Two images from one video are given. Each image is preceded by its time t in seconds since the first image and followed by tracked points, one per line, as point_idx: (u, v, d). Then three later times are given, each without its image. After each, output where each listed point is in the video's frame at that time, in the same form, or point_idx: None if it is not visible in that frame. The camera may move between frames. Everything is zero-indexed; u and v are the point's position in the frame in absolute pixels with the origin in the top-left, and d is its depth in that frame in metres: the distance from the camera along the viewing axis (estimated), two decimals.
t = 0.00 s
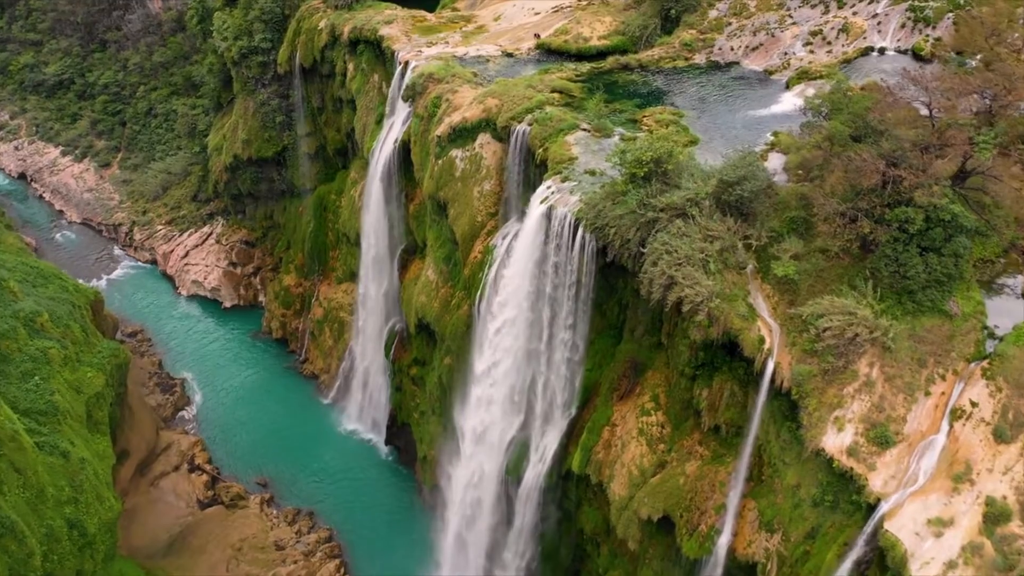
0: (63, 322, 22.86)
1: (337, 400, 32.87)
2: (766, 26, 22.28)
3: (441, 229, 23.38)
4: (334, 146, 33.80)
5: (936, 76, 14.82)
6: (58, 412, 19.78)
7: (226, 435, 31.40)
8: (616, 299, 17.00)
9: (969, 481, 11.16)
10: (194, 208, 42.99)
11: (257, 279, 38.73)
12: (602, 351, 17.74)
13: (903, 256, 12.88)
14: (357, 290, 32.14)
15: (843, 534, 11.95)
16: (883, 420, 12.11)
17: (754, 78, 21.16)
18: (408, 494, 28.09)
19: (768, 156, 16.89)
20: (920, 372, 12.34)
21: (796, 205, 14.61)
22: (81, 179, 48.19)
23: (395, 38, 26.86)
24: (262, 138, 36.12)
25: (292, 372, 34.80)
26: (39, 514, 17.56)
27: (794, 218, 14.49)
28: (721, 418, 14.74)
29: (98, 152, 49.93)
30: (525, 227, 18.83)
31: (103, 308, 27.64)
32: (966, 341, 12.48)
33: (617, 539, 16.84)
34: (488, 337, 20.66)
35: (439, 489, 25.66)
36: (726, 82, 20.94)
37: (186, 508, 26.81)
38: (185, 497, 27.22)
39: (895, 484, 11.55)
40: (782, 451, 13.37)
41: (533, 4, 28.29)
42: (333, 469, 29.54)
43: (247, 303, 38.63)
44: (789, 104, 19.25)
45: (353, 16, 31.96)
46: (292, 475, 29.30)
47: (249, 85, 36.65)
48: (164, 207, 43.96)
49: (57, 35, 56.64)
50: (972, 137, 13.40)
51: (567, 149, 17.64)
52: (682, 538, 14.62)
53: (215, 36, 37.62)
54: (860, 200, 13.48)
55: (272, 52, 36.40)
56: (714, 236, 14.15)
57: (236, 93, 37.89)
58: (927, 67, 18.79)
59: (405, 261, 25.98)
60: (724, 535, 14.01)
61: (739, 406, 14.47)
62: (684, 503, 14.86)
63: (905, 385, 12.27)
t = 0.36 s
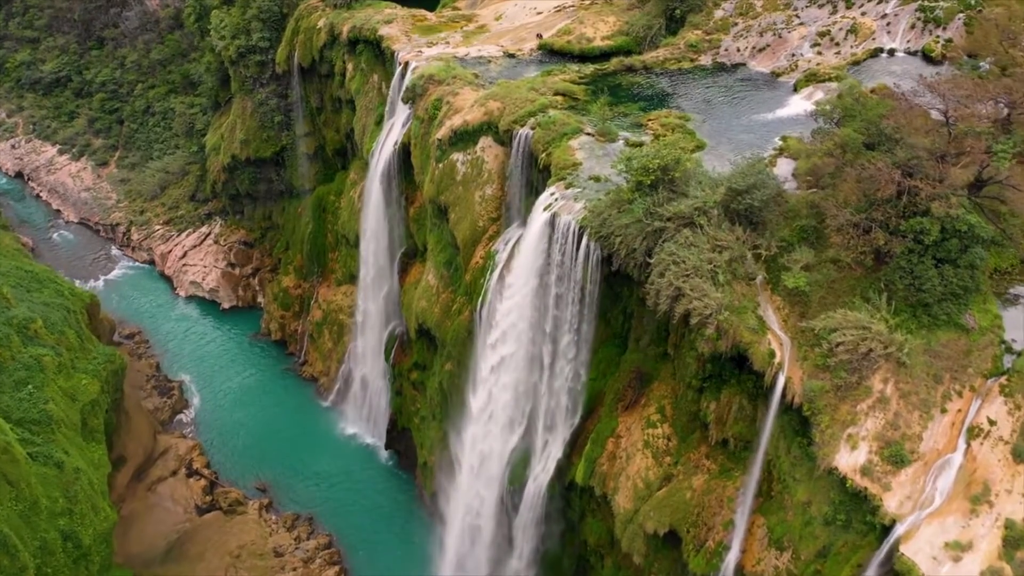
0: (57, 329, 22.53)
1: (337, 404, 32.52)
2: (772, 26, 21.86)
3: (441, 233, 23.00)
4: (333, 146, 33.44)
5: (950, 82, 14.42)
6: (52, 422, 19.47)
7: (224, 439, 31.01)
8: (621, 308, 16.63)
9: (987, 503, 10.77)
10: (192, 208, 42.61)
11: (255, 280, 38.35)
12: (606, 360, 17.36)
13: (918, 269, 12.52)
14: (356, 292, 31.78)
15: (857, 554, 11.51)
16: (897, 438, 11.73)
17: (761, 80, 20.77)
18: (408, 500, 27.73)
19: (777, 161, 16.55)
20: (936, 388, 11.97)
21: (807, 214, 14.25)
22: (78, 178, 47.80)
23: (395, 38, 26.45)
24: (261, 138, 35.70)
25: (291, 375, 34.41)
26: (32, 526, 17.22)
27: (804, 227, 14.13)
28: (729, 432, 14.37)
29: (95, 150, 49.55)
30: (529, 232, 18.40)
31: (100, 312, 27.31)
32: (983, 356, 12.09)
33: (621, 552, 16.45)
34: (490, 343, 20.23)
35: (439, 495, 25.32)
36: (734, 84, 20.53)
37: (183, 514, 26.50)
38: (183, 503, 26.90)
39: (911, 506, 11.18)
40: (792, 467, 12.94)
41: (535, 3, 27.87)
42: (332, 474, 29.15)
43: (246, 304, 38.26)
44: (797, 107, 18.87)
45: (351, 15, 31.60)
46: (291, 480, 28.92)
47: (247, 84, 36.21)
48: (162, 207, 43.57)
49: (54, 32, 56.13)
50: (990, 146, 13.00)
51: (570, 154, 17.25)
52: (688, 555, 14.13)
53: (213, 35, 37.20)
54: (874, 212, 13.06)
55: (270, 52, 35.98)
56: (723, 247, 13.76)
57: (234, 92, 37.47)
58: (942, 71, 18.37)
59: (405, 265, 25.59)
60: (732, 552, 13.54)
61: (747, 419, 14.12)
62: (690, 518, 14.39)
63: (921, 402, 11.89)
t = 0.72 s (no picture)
0: (53, 335, 22.22)
1: (336, 407, 32.19)
2: (779, 27, 21.47)
3: (442, 237, 22.63)
4: (332, 147, 33.13)
5: (966, 87, 14.04)
6: (47, 430, 19.18)
7: (222, 443, 30.65)
8: (625, 316, 16.28)
9: (1005, 523, 10.44)
10: (190, 208, 42.27)
11: (254, 281, 38.00)
12: (611, 369, 17.00)
13: (932, 280, 12.18)
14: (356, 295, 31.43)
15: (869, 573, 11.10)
16: (912, 455, 11.38)
17: (767, 82, 20.40)
18: (409, 504, 27.38)
19: (785, 166, 16.22)
20: (951, 404, 11.64)
21: (817, 221, 13.92)
22: (76, 177, 47.48)
23: (395, 38, 26.09)
24: (259, 138, 35.33)
25: (290, 378, 34.06)
26: (26, 538, 16.89)
27: (813, 235, 13.79)
28: (737, 445, 14.03)
29: (93, 149, 49.25)
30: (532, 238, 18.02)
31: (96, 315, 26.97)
32: (1000, 371, 11.73)
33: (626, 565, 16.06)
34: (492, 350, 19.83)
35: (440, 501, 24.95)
36: (739, 87, 20.17)
37: (182, 520, 26.19)
38: (181, 508, 26.60)
39: (926, 526, 10.81)
40: (803, 483, 12.46)
41: (536, 2, 27.50)
42: (332, 479, 28.79)
43: (245, 306, 37.93)
44: (805, 111, 18.52)
45: (350, 14, 31.34)
46: (290, 485, 28.56)
47: (245, 84, 35.82)
48: (160, 207, 43.22)
49: (51, 30, 55.58)
50: (1007, 154, 12.64)
51: (574, 159, 16.88)
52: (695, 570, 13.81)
53: (211, 34, 36.81)
54: (889, 223, 12.68)
55: (268, 51, 35.59)
56: (732, 257, 13.41)
57: (232, 92, 37.10)
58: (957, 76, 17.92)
59: (405, 268, 25.23)
60: (740, 569, 13.32)
61: (756, 433, 13.80)
62: (697, 532, 14.04)
63: (936, 418, 11.55)
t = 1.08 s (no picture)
0: (46, 342, 21.85)
1: (336, 411, 31.81)
2: (786, 28, 21.05)
3: (443, 241, 22.23)
4: (331, 148, 32.74)
5: (984, 95, 13.62)
6: (40, 441, 18.82)
7: (221, 447, 30.27)
8: (631, 327, 15.90)
9: None
10: (188, 208, 41.86)
11: (253, 283, 37.61)
12: (615, 381, 16.63)
13: (949, 295, 11.80)
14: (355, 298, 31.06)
15: None
16: (929, 477, 10.99)
17: (775, 85, 19.98)
18: (409, 509, 27.01)
19: (794, 173, 15.81)
20: (970, 425, 11.26)
21: (829, 231, 13.53)
22: (73, 176, 47.14)
23: (394, 39, 25.67)
24: (257, 138, 34.90)
25: (289, 380, 33.67)
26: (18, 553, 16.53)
27: (824, 246, 13.42)
28: (746, 462, 13.66)
29: (90, 148, 48.86)
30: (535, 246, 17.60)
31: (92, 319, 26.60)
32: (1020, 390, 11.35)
33: None
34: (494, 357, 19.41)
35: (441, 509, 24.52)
36: (746, 90, 19.76)
37: (179, 527, 25.86)
38: (179, 514, 26.26)
39: (944, 552, 10.41)
40: (814, 501, 11.90)
41: (538, 1, 27.08)
42: (331, 483, 28.40)
43: (243, 307, 37.54)
44: (814, 115, 18.12)
45: (350, 14, 30.96)
46: (289, 490, 28.19)
47: (243, 84, 35.39)
48: (157, 207, 42.82)
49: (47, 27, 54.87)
50: None
51: (578, 166, 16.49)
52: None
53: (208, 33, 36.34)
54: (906, 236, 12.29)
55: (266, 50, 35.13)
56: (741, 269, 13.03)
57: (229, 91, 36.64)
58: (971, 82, 17.56)
59: (405, 272, 24.83)
60: None
61: (765, 449, 13.44)
62: (704, 550, 13.64)
63: (954, 439, 11.17)
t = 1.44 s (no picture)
0: (40, 349, 21.52)
1: (335, 415, 31.46)
2: (793, 29, 20.66)
3: (443, 246, 21.87)
4: (330, 149, 32.40)
5: (999, 104, 13.30)
6: (34, 452, 18.49)
7: (218, 452, 29.89)
8: (635, 336, 15.53)
9: None
10: (186, 209, 41.49)
11: (251, 284, 37.26)
12: (620, 392, 16.24)
13: (967, 311, 11.50)
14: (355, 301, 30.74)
15: None
16: (945, 499, 10.62)
17: (782, 88, 19.60)
18: (408, 514, 26.63)
19: (803, 180, 15.48)
20: (987, 445, 10.88)
21: (841, 241, 13.23)
22: (70, 176, 46.80)
23: (394, 39, 25.29)
24: (255, 139, 34.48)
25: (288, 384, 33.30)
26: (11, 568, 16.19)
27: (835, 257, 13.10)
28: (755, 477, 13.30)
29: (88, 147, 48.51)
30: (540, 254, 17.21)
31: (88, 324, 26.31)
32: None
33: None
34: (496, 365, 19.00)
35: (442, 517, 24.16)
36: (753, 93, 19.39)
37: (177, 533, 25.54)
38: (176, 521, 26.05)
39: None
40: (825, 520, 11.53)
41: (540, 1, 26.71)
42: (329, 488, 28.01)
43: (242, 309, 37.20)
44: (823, 120, 17.76)
45: (349, 13, 30.56)
46: (288, 495, 27.80)
47: (241, 84, 34.99)
48: (155, 207, 42.46)
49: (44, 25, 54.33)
50: None
51: (582, 172, 16.13)
52: None
53: (205, 33, 35.91)
54: (921, 249, 12.03)
55: (264, 50, 34.71)
56: (751, 282, 12.68)
57: (227, 92, 36.23)
58: (983, 87, 17.27)
59: (405, 277, 24.47)
60: None
61: (775, 465, 13.08)
62: (712, 568, 13.34)
63: (970, 459, 10.79)
